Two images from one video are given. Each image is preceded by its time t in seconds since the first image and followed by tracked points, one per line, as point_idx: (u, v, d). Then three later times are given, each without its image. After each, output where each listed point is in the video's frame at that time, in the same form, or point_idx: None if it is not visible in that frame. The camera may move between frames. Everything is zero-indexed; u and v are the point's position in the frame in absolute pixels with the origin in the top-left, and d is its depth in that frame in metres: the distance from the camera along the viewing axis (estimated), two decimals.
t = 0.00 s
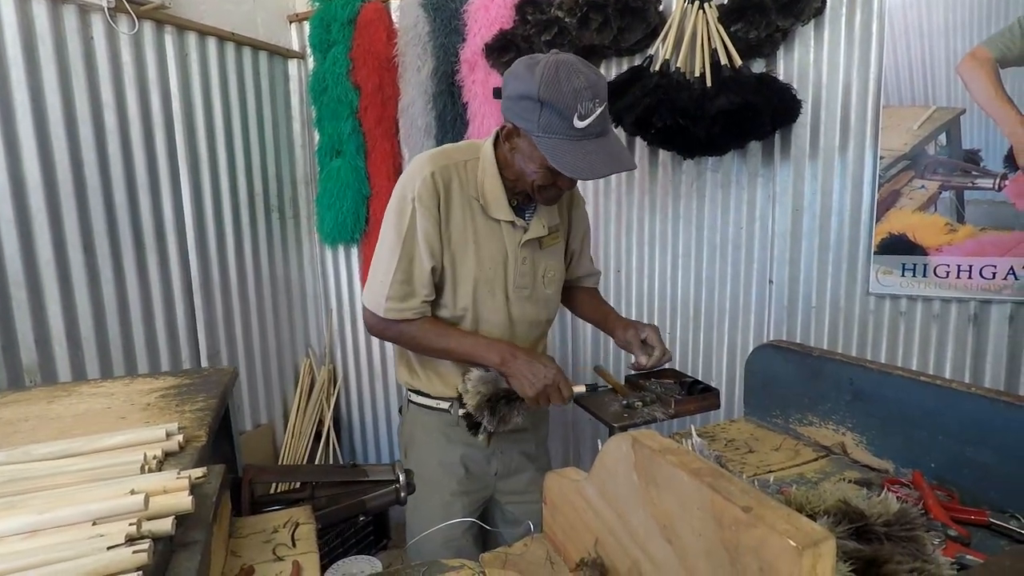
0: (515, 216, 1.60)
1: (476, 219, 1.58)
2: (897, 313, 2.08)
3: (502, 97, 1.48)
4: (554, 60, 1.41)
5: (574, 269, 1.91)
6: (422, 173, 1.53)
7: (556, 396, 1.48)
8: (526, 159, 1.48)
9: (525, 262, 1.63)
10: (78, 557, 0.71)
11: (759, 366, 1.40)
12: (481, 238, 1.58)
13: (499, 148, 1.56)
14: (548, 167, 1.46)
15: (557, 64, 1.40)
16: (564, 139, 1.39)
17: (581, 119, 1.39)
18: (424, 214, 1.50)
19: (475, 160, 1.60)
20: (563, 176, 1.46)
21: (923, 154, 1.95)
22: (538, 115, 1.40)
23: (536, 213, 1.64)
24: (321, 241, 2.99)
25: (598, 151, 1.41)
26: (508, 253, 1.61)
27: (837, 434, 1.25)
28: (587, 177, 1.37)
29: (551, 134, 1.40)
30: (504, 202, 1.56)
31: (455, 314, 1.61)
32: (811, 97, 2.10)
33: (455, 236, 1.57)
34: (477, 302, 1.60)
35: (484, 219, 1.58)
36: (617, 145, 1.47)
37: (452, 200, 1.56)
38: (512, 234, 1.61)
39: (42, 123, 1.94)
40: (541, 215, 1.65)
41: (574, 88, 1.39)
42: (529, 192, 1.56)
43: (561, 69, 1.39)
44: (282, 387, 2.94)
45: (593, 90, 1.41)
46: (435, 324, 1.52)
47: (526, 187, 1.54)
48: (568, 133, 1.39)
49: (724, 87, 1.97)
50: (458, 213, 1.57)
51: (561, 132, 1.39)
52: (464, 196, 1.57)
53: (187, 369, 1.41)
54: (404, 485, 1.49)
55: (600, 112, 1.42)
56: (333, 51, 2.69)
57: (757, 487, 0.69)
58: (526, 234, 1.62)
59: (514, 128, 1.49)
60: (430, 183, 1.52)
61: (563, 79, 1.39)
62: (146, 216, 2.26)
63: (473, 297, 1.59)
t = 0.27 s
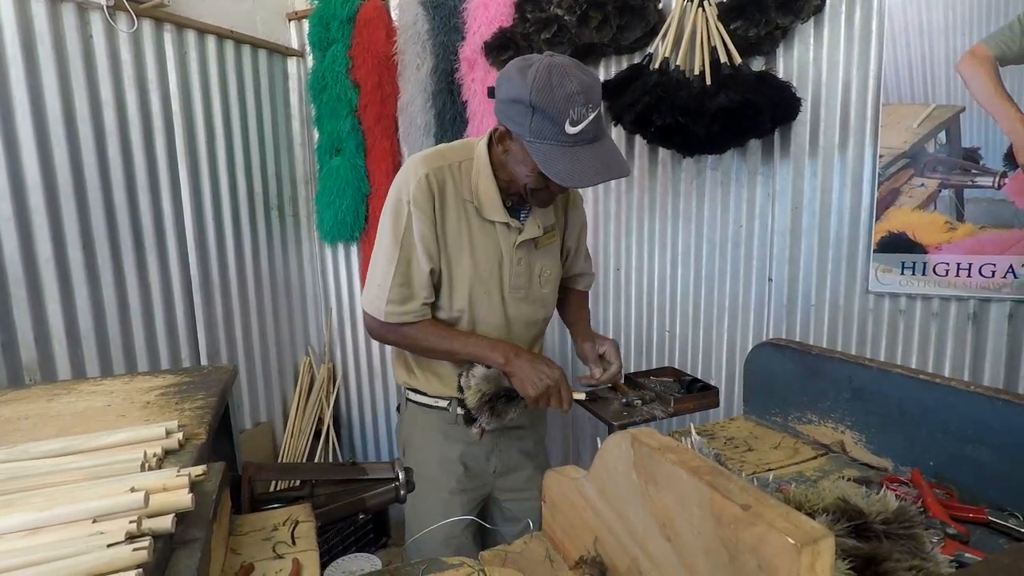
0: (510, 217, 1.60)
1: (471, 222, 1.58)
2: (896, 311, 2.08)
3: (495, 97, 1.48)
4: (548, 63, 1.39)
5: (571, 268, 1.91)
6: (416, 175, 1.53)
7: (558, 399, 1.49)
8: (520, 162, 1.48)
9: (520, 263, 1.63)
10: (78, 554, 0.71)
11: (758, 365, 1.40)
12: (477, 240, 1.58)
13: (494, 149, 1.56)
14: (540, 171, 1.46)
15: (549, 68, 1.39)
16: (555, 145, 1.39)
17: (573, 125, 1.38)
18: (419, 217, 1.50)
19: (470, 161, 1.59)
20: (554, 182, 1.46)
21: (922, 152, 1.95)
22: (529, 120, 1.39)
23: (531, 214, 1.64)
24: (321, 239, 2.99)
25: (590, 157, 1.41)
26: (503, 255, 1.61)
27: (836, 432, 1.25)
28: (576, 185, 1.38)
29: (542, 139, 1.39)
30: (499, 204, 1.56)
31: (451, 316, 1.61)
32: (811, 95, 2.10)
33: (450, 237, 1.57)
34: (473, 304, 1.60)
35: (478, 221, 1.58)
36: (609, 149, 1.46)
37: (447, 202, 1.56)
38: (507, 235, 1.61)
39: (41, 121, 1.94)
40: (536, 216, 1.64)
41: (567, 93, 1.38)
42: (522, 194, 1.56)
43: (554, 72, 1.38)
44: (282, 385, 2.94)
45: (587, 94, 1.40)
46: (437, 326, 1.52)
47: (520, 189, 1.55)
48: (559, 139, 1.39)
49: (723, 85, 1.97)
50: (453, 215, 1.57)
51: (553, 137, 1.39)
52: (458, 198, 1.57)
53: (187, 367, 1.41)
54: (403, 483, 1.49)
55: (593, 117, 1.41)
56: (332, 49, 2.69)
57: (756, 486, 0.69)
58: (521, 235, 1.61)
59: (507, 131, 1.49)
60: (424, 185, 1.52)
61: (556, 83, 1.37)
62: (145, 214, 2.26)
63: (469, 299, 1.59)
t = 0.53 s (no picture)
0: (505, 220, 1.59)
1: (466, 225, 1.58)
2: (897, 311, 2.08)
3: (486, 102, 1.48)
4: (536, 69, 1.39)
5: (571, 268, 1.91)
6: (411, 179, 1.53)
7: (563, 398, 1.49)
8: (511, 168, 1.48)
9: (516, 266, 1.63)
10: (81, 553, 0.71)
11: (758, 366, 1.40)
12: (472, 243, 1.59)
13: (487, 152, 1.56)
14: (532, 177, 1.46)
15: (538, 75, 1.38)
16: (544, 153, 1.39)
17: (561, 133, 1.38)
18: (415, 221, 1.50)
19: (464, 163, 1.59)
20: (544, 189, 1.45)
21: (923, 153, 1.95)
22: (518, 127, 1.39)
23: (526, 216, 1.63)
24: (321, 238, 2.99)
25: (578, 165, 1.40)
26: (499, 257, 1.61)
27: (837, 433, 1.26)
28: (561, 194, 1.37)
29: (531, 147, 1.39)
30: (493, 207, 1.55)
31: (449, 319, 1.61)
32: (812, 96, 2.10)
33: (446, 241, 1.57)
34: (469, 307, 1.60)
35: (473, 224, 1.58)
36: (600, 156, 1.45)
37: (442, 206, 1.56)
38: (502, 239, 1.60)
39: (43, 120, 1.94)
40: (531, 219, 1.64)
41: (555, 100, 1.37)
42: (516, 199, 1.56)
43: (542, 79, 1.37)
44: (282, 384, 2.95)
45: (576, 101, 1.39)
46: (439, 329, 1.52)
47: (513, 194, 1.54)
48: (547, 147, 1.39)
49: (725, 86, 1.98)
50: (449, 219, 1.57)
51: (542, 145, 1.39)
52: (453, 202, 1.57)
53: (189, 367, 1.41)
54: (404, 482, 1.49)
55: (582, 124, 1.40)
56: (333, 49, 2.69)
57: (757, 487, 0.69)
58: (517, 238, 1.61)
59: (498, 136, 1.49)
60: (419, 189, 1.52)
61: (543, 91, 1.37)
62: (147, 213, 2.26)
63: (465, 302, 1.60)
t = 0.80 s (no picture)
0: (504, 223, 1.59)
1: (465, 228, 1.58)
2: (898, 313, 2.08)
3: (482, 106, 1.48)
4: (532, 73, 1.38)
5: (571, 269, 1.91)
6: (410, 182, 1.53)
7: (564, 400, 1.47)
8: (507, 172, 1.48)
9: (516, 269, 1.63)
10: (86, 553, 0.72)
11: (759, 367, 1.40)
12: (471, 247, 1.59)
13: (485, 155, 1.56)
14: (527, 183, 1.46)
15: (533, 79, 1.38)
16: (539, 158, 1.39)
17: (557, 138, 1.38)
18: (414, 224, 1.50)
19: (463, 166, 1.59)
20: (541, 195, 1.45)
21: (925, 154, 1.95)
22: (513, 132, 1.40)
23: (526, 219, 1.63)
24: (322, 238, 3.00)
25: (574, 170, 1.40)
26: (498, 260, 1.61)
27: (838, 435, 1.26)
28: (556, 200, 1.38)
29: (526, 151, 1.40)
30: (492, 210, 1.55)
31: (449, 322, 1.61)
32: (813, 97, 2.10)
33: (445, 244, 1.57)
34: (469, 310, 1.61)
35: (473, 228, 1.58)
36: (597, 161, 1.45)
37: (441, 209, 1.56)
38: (501, 242, 1.60)
39: (46, 120, 1.95)
40: (531, 221, 1.64)
41: (551, 105, 1.37)
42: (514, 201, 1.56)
43: (537, 84, 1.37)
44: (283, 384, 2.95)
45: (572, 106, 1.38)
46: (440, 332, 1.53)
47: (511, 197, 1.54)
48: (543, 152, 1.39)
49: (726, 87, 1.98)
50: (448, 222, 1.57)
51: (537, 150, 1.39)
52: (452, 205, 1.57)
53: (191, 367, 1.42)
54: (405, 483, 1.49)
55: (578, 130, 1.40)
56: (335, 49, 2.69)
57: (758, 490, 0.70)
58: (517, 240, 1.61)
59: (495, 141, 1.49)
60: (418, 193, 1.52)
61: (539, 96, 1.37)
62: (149, 212, 2.26)
63: (465, 306, 1.60)
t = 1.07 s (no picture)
0: (507, 223, 1.59)
1: (467, 228, 1.58)
2: (899, 313, 2.08)
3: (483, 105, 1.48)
4: (532, 72, 1.39)
5: (572, 269, 1.91)
6: (411, 182, 1.53)
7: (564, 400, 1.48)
8: (508, 171, 1.48)
9: (518, 268, 1.63)
10: (91, 549, 0.72)
11: (760, 367, 1.40)
12: (473, 246, 1.59)
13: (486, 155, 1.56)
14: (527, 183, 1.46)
15: (533, 79, 1.38)
16: (540, 158, 1.40)
17: (557, 138, 1.38)
18: (415, 224, 1.51)
19: (465, 165, 1.59)
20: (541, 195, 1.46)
21: (926, 155, 1.95)
22: (513, 132, 1.40)
23: (528, 219, 1.63)
24: (324, 238, 3.00)
25: (575, 169, 1.41)
26: (500, 260, 1.61)
27: (839, 434, 1.26)
28: (556, 200, 1.39)
29: (527, 151, 1.40)
30: (494, 210, 1.56)
31: (451, 322, 1.62)
32: (814, 98, 2.11)
33: (447, 244, 1.57)
34: (470, 310, 1.61)
35: (474, 227, 1.59)
36: (597, 160, 1.46)
37: (443, 209, 1.57)
38: (503, 242, 1.60)
39: (49, 120, 1.95)
40: (533, 221, 1.64)
41: (551, 105, 1.37)
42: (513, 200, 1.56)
43: (538, 84, 1.37)
44: (285, 383, 2.95)
45: (573, 106, 1.39)
46: (442, 332, 1.53)
47: (511, 196, 1.55)
48: (544, 152, 1.40)
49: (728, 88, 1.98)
50: (450, 221, 1.57)
51: (538, 150, 1.39)
52: (454, 204, 1.57)
53: (193, 365, 1.42)
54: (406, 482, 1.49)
55: (579, 129, 1.40)
56: (337, 49, 2.70)
57: (759, 487, 0.70)
58: (519, 240, 1.61)
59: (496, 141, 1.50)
60: (419, 193, 1.52)
61: (539, 95, 1.37)
62: (151, 211, 2.27)
63: (467, 305, 1.60)
